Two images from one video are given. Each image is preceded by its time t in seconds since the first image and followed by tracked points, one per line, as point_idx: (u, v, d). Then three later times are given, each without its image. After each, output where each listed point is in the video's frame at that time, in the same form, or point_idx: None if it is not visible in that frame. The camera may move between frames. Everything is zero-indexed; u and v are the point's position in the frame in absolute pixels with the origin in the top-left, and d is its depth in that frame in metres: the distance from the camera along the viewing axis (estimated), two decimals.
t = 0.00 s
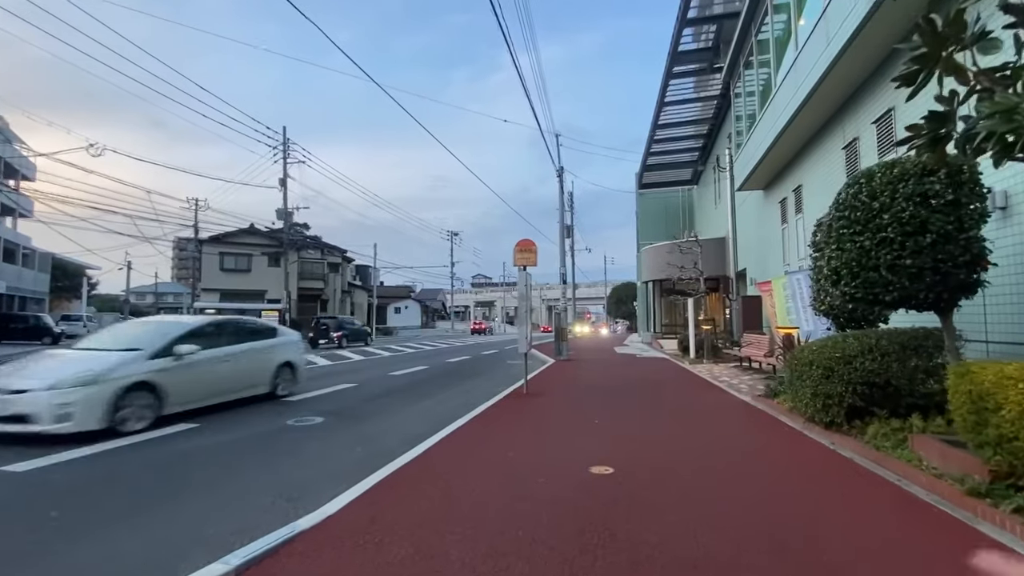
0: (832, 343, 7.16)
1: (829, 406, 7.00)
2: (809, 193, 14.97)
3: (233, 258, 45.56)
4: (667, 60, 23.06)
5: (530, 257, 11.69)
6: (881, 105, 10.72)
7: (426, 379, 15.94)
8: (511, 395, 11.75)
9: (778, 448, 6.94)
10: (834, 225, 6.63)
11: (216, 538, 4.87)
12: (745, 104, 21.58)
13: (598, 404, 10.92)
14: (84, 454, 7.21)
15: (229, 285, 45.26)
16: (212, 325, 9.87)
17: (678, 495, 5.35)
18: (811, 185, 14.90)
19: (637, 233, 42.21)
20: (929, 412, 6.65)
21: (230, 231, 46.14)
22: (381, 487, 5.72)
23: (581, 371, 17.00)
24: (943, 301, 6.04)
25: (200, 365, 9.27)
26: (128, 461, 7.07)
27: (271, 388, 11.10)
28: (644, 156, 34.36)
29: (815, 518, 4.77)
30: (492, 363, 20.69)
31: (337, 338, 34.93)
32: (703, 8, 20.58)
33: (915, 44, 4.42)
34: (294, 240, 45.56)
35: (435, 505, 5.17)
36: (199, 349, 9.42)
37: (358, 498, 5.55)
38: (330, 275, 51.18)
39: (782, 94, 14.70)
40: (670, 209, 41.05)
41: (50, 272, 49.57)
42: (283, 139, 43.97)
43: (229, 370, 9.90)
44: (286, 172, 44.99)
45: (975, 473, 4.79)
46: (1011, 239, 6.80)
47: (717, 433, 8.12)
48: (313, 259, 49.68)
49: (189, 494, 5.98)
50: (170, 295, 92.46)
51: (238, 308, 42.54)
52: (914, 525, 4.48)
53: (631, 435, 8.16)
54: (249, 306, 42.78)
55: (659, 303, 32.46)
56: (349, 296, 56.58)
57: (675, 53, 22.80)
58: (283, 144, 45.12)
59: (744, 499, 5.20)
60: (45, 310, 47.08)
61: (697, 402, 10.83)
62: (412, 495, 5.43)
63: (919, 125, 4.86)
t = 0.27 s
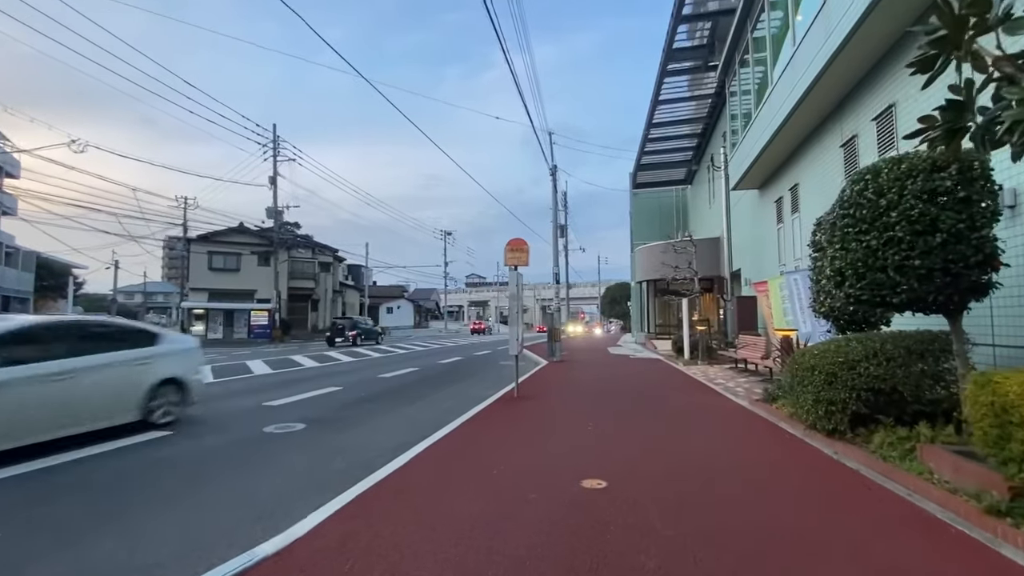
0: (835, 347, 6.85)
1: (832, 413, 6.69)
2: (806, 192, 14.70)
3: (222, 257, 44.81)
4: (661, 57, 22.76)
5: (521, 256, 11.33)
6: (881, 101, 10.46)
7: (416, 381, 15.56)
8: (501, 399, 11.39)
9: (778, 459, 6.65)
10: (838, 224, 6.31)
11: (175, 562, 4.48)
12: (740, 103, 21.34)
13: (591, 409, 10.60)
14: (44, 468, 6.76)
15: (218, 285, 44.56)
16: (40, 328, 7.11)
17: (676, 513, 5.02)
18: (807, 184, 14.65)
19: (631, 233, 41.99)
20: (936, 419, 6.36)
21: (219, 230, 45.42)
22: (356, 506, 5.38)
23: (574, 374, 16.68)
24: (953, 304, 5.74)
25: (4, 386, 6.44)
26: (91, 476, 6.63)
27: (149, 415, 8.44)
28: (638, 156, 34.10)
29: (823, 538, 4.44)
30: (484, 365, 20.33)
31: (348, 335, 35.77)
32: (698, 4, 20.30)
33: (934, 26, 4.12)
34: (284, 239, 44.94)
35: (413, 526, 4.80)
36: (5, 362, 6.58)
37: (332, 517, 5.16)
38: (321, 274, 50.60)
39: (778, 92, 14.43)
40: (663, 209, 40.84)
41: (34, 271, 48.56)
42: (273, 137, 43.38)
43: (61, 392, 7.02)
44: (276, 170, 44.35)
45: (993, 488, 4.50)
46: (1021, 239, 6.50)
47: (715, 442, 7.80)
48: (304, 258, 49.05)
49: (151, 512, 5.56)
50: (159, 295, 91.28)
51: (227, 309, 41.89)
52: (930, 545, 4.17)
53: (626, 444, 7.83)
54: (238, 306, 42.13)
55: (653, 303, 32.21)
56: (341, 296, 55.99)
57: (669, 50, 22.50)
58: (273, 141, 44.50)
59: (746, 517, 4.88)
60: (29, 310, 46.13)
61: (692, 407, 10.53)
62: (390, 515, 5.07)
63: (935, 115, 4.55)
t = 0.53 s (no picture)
0: (837, 346, 6.61)
1: (834, 415, 6.43)
2: (803, 190, 14.48)
3: (212, 255, 44.18)
4: (657, 54, 22.51)
5: (513, 253, 11.02)
6: (880, 95, 10.23)
7: (406, 382, 15.23)
8: (492, 400, 11.08)
9: (777, 462, 6.41)
10: (841, 217, 6.04)
11: None
12: (736, 100, 21.13)
13: (585, 409, 10.34)
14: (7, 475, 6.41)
15: (208, 284, 43.97)
16: None
17: (673, 521, 4.74)
18: (804, 181, 14.43)
19: (625, 232, 41.81)
20: (943, 421, 6.12)
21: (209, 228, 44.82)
22: (335, 516, 5.07)
23: (567, 373, 16.43)
24: (961, 300, 5.50)
25: None
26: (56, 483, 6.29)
27: (3, 451, 6.94)
28: (633, 154, 33.88)
29: (829, 548, 4.18)
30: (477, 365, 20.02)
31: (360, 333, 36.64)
32: None
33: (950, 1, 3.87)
34: (276, 237, 44.41)
35: (392, 538, 4.50)
36: None
37: (307, 527, 4.85)
38: (314, 273, 50.10)
39: (775, 87, 14.19)
40: (658, 208, 40.68)
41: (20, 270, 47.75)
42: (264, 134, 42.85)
43: None
44: (267, 168, 43.81)
45: (1009, 495, 4.26)
46: None
47: (712, 444, 7.54)
48: (296, 257, 48.53)
49: (114, 523, 5.23)
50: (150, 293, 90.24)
51: (217, 308, 41.37)
52: (943, 556, 3.91)
53: (620, 446, 7.56)
54: (229, 305, 41.62)
55: (647, 302, 32.01)
56: (334, 295, 55.50)
57: (665, 46, 22.25)
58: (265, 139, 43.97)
59: (747, 526, 4.61)
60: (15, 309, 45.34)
61: (688, 407, 10.30)
62: (369, 526, 4.77)
63: (948, 100, 4.30)
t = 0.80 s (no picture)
0: (840, 346, 6.33)
1: (837, 418, 6.14)
2: (801, 186, 14.26)
3: (202, 254, 43.56)
4: (652, 50, 22.27)
5: (505, 250, 10.71)
6: (881, 88, 10.00)
7: (396, 383, 14.88)
8: (483, 402, 10.75)
9: (777, 466, 6.15)
10: (845, 210, 5.75)
11: None
12: (732, 97, 20.90)
13: (578, 411, 10.04)
14: None
15: (197, 283, 43.37)
16: None
17: (671, 532, 4.45)
18: (801, 178, 14.21)
19: (620, 231, 41.61)
20: (949, 424, 5.87)
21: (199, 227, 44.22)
22: (307, 528, 4.74)
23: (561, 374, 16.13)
24: (971, 298, 5.24)
25: None
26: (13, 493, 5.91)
27: None
28: (628, 153, 33.65)
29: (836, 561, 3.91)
30: (469, 365, 19.68)
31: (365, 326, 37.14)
32: None
33: None
34: (267, 236, 43.87)
35: (367, 554, 4.17)
36: None
37: (277, 542, 4.51)
38: (306, 272, 49.59)
39: (772, 82, 13.96)
40: (653, 207, 40.50)
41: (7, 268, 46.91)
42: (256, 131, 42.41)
43: None
44: (258, 166, 43.28)
45: None
46: None
47: (710, 447, 7.26)
48: (288, 256, 47.99)
49: (68, 536, 4.87)
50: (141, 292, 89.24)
51: (207, 307, 40.82)
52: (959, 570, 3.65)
53: (615, 450, 7.26)
54: (219, 305, 41.09)
55: (642, 301, 31.77)
56: (326, 295, 54.98)
57: (660, 43, 22.01)
58: (256, 137, 43.49)
59: (748, 537, 4.33)
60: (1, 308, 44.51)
61: (684, 408, 10.04)
62: (342, 541, 4.43)
63: (965, 82, 4.03)
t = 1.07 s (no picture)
0: (844, 352, 6.04)
1: (842, 427, 5.82)
2: (797, 186, 14.03)
3: (190, 253, 42.84)
4: (646, 48, 22.00)
5: (495, 250, 10.35)
6: (881, 85, 9.75)
7: (384, 386, 14.48)
8: (472, 407, 10.38)
9: (779, 478, 5.85)
10: (851, 210, 5.45)
11: None
12: (726, 96, 20.67)
13: (571, 416, 9.72)
14: None
15: (185, 282, 42.61)
16: None
17: (670, 557, 4.13)
18: (798, 178, 13.98)
19: (614, 231, 41.44)
20: (958, 434, 5.59)
21: (186, 225, 43.46)
22: (275, 552, 4.36)
23: (553, 375, 15.81)
24: (985, 302, 4.96)
25: None
26: None
27: None
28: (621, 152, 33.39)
29: None
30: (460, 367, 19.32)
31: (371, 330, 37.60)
32: None
33: None
34: (256, 235, 43.20)
35: None
36: None
37: (240, 568, 4.11)
38: (296, 272, 48.97)
39: (768, 80, 13.70)
40: (646, 207, 40.29)
41: None
42: (244, 129, 41.76)
43: None
44: (247, 163, 42.63)
45: None
46: None
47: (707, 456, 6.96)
48: (277, 255, 47.31)
49: (14, 560, 4.47)
50: (129, 292, 87.94)
51: (195, 307, 40.17)
52: None
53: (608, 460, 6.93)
54: (207, 304, 40.46)
55: (636, 302, 31.53)
56: (317, 294, 54.38)
57: (654, 40, 21.75)
58: (245, 134, 42.82)
59: (753, 563, 4.01)
60: None
61: (680, 412, 9.75)
62: (311, 567, 4.07)
63: (989, 70, 3.73)
